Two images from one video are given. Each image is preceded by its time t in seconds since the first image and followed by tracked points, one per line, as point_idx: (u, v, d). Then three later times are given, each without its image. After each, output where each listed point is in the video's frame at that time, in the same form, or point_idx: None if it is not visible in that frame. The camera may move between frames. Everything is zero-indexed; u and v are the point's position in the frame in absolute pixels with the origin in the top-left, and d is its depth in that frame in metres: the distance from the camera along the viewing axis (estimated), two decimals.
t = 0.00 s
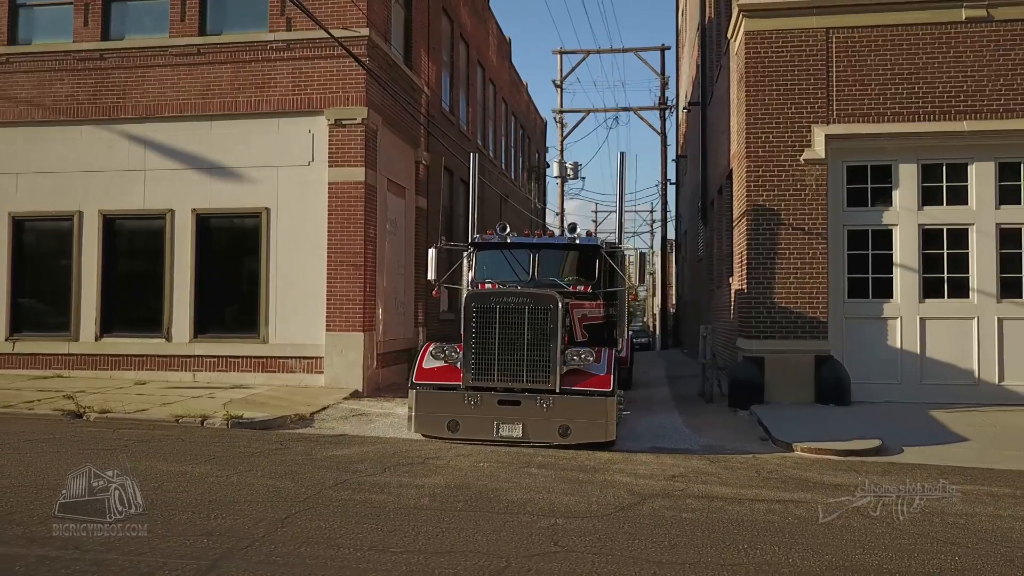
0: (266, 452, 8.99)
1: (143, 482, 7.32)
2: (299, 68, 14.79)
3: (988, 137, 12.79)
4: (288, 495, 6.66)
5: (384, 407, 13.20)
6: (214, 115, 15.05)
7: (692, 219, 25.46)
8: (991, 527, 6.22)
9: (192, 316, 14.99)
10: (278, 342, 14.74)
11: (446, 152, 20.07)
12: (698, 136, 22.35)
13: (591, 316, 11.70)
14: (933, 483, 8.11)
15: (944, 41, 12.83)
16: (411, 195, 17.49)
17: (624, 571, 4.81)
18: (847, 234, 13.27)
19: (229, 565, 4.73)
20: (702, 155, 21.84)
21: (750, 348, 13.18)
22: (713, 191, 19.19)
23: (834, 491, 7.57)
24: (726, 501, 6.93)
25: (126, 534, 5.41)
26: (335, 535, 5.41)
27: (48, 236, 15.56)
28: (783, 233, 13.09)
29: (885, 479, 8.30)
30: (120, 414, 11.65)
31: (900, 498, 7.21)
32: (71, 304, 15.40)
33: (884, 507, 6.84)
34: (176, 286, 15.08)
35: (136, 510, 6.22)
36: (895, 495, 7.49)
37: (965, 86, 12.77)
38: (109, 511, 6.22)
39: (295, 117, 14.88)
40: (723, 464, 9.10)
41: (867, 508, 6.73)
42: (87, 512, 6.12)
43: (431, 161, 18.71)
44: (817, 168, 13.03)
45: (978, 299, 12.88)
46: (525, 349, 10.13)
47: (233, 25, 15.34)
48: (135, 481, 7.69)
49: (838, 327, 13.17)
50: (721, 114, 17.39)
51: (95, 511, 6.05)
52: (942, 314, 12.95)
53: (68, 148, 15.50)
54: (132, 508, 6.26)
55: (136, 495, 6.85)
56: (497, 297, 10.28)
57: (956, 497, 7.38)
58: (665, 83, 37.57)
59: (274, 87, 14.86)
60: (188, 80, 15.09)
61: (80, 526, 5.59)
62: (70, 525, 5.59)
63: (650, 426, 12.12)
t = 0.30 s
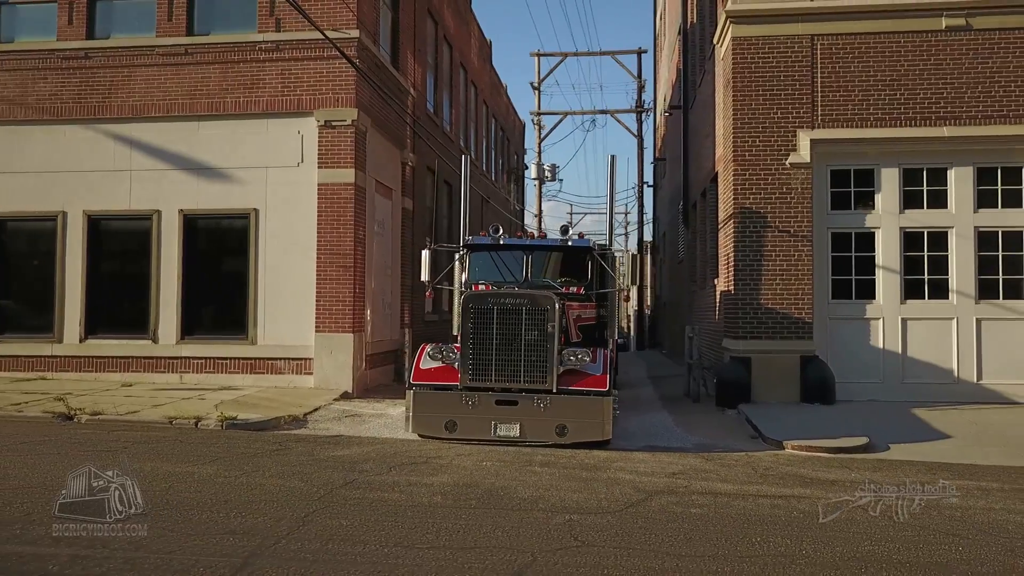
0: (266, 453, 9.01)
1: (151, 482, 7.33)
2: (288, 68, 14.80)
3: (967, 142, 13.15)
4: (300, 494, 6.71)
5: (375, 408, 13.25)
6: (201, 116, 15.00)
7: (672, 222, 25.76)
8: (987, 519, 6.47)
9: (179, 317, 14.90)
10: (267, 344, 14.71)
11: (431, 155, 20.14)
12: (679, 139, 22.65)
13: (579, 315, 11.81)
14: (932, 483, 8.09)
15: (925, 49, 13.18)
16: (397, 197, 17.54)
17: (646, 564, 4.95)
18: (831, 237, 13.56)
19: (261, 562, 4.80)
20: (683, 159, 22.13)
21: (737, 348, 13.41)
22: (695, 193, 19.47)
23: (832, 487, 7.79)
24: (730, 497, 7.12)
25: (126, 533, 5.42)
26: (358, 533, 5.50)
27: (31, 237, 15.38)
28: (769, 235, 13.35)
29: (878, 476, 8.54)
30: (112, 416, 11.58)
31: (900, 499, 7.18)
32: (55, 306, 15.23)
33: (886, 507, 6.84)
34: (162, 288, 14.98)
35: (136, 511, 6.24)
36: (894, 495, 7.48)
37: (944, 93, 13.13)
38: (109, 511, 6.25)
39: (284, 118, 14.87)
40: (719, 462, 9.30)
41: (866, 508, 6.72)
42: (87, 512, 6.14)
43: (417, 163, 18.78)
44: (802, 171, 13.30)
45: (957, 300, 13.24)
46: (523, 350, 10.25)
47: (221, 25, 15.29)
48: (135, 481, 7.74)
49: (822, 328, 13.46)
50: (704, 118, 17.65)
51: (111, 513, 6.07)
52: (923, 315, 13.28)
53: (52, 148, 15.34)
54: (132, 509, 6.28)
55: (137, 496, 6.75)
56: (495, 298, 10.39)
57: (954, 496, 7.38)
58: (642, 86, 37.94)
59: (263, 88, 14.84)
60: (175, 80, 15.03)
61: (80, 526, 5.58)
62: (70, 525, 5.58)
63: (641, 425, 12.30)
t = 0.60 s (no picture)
0: (266, 452, 9.03)
1: (156, 481, 7.33)
2: (277, 69, 14.78)
3: (945, 147, 13.50)
4: (311, 492, 6.77)
5: (366, 408, 13.28)
6: (188, 116, 14.93)
7: (651, 223, 26.06)
8: (980, 511, 6.72)
9: (165, 318, 14.81)
10: (255, 344, 14.67)
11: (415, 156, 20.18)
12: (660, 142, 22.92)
13: (571, 317, 11.96)
14: (933, 484, 8.00)
15: (906, 56, 13.51)
16: (383, 198, 17.58)
17: (665, 556, 5.09)
18: (814, 239, 13.85)
19: (290, 557, 4.88)
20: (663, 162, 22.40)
21: (723, 348, 13.64)
22: (677, 195, 19.75)
23: (827, 482, 8.01)
24: (731, 492, 7.30)
25: (128, 533, 5.39)
26: (379, 529, 5.58)
27: (13, 237, 15.19)
28: (754, 237, 13.60)
29: (869, 472, 8.77)
30: (102, 417, 11.49)
31: (901, 499, 7.05)
32: (37, 306, 15.05)
33: (887, 506, 6.75)
34: (148, 288, 14.88)
35: (137, 510, 6.29)
36: (894, 496, 7.33)
37: (924, 99, 13.47)
38: (109, 511, 6.29)
39: (272, 119, 14.86)
40: (713, 458, 9.49)
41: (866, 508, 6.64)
42: (87, 512, 6.18)
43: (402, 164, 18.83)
44: (787, 174, 13.57)
45: (936, 301, 13.57)
46: (519, 350, 10.36)
47: (207, 24, 15.23)
48: (136, 482, 7.69)
49: (806, 328, 13.73)
50: (687, 121, 17.90)
51: (123, 513, 6.08)
52: (903, 316, 13.60)
53: (35, 147, 15.17)
54: (132, 509, 6.33)
55: (135, 495, 6.85)
56: (491, 298, 10.47)
57: (954, 496, 7.27)
58: (618, 89, 38.25)
59: (251, 88, 14.82)
60: (162, 79, 14.94)
61: (80, 526, 5.57)
62: (70, 525, 5.56)
63: (631, 424, 12.47)
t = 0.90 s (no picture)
0: (265, 452, 9.04)
1: (161, 480, 7.32)
2: (264, 69, 14.74)
3: (926, 151, 13.82)
4: (321, 490, 6.82)
5: (357, 408, 13.30)
6: (174, 115, 14.85)
7: (631, 225, 26.30)
8: (973, 502, 6.94)
9: (151, 319, 14.70)
10: (242, 345, 14.62)
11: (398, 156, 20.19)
12: (642, 144, 23.16)
13: (563, 318, 12.13)
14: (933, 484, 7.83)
15: (887, 61, 13.82)
16: (369, 198, 17.59)
17: (682, 549, 5.22)
18: (798, 240, 14.12)
19: (316, 552, 4.93)
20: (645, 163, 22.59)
21: (709, 347, 13.86)
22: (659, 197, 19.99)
23: (822, 477, 8.21)
24: (732, 487, 7.46)
25: (128, 533, 5.34)
26: (397, 525, 5.65)
27: None
28: (740, 238, 13.84)
29: (860, 467, 8.99)
30: (93, 418, 11.40)
31: (901, 498, 6.88)
32: (19, 307, 14.86)
33: (886, 507, 6.58)
34: (133, 288, 14.77)
35: (136, 511, 6.19)
36: (894, 495, 7.12)
37: (904, 104, 13.79)
38: (109, 511, 6.19)
39: (260, 119, 14.82)
40: (707, 455, 9.67)
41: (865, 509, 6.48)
42: (86, 512, 6.09)
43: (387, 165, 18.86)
44: (772, 177, 13.83)
45: (916, 301, 13.90)
46: (515, 350, 10.47)
47: (194, 23, 15.14)
48: (135, 481, 7.60)
49: (790, 328, 13.99)
50: (670, 123, 18.11)
51: (135, 511, 6.08)
52: (885, 316, 13.91)
53: (17, 145, 14.98)
54: (132, 509, 6.24)
55: (136, 496, 6.68)
56: (488, 299, 10.55)
57: (957, 497, 7.09)
58: (595, 91, 38.50)
59: (239, 88, 14.77)
60: (148, 78, 14.84)
61: (80, 526, 5.50)
62: (70, 525, 5.50)
63: (621, 423, 12.62)
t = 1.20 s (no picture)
0: (264, 451, 9.03)
1: (165, 479, 7.30)
2: (253, 68, 14.69)
3: (906, 154, 14.14)
4: (331, 488, 6.85)
5: (347, 409, 13.29)
6: (161, 114, 14.74)
7: (611, 226, 26.52)
8: (967, 495, 7.16)
9: (136, 319, 14.57)
10: (230, 345, 14.54)
11: (382, 156, 20.18)
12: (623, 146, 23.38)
13: (557, 317, 12.20)
14: (934, 484, 7.68)
15: (869, 67, 14.12)
16: (355, 199, 17.58)
17: (698, 541, 5.34)
18: (783, 241, 14.37)
19: (341, 547, 4.98)
20: (627, 165, 22.78)
21: (696, 347, 14.04)
22: (642, 199, 20.20)
23: (817, 473, 8.40)
24: (733, 482, 7.61)
25: (126, 533, 5.28)
26: (415, 521, 5.71)
27: None
28: (727, 239, 14.06)
29: (852, 463, 9.20)
30: (83, 420, 11.30)
31: (901, 496, 6.90)
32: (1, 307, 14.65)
33: (885, 507, 6.51)
34: (118, 289, 14.63)
35: (137, 510, 6.10)
36: (895, 496, 7.02)
37: (886, 108, 14.09)
38: (108, 511, 6.10)
39: (248, 118, 14.76)
40: (702, 452, 9.83)
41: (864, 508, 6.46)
42: (84, 511, 6.01)
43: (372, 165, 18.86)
44: (757, 179, 14.07)
45: (897, 301, 14.20)
46: (510, 350, 10.57)
47: (181, 21, 15.05)
48: (136, 480, 7.55)
49: (775, 327, 14.23)
50: (654, 126, 18.31)
51: (146, 509, 6.07)
52: (867, 315, 14.20)
53: None
54: (132, 508, 6.15)
55: (136, 496, 6.63)
56: (484, 299, 10.65)
57: (958, 497, 6.98)
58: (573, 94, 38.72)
59: (226, 87, 14.70)
60: (133, 76, 14.72)
61: (80, 526, 5.47)
62: (71, 525, 5.47)
63: (612, 422, 12.76)
